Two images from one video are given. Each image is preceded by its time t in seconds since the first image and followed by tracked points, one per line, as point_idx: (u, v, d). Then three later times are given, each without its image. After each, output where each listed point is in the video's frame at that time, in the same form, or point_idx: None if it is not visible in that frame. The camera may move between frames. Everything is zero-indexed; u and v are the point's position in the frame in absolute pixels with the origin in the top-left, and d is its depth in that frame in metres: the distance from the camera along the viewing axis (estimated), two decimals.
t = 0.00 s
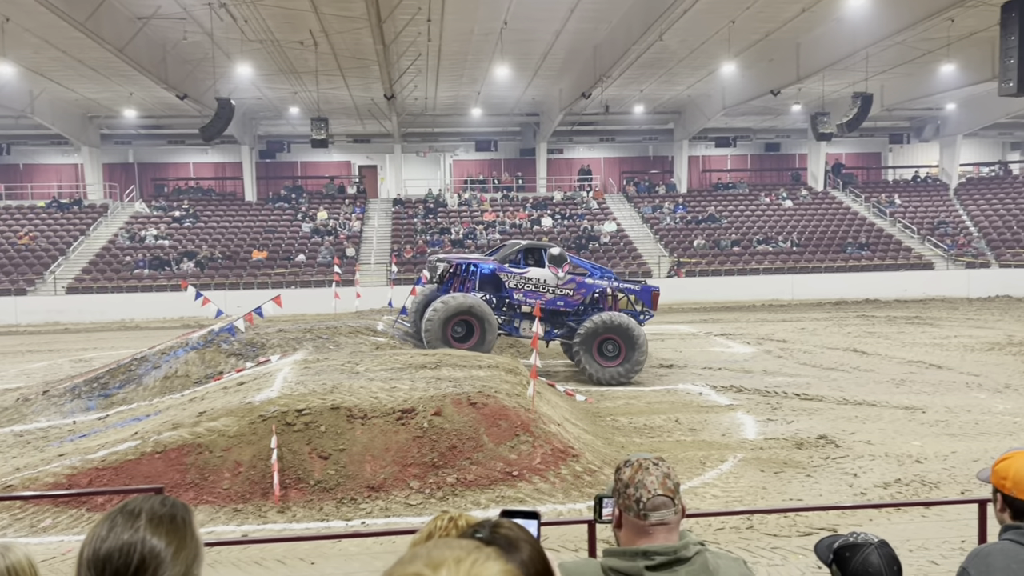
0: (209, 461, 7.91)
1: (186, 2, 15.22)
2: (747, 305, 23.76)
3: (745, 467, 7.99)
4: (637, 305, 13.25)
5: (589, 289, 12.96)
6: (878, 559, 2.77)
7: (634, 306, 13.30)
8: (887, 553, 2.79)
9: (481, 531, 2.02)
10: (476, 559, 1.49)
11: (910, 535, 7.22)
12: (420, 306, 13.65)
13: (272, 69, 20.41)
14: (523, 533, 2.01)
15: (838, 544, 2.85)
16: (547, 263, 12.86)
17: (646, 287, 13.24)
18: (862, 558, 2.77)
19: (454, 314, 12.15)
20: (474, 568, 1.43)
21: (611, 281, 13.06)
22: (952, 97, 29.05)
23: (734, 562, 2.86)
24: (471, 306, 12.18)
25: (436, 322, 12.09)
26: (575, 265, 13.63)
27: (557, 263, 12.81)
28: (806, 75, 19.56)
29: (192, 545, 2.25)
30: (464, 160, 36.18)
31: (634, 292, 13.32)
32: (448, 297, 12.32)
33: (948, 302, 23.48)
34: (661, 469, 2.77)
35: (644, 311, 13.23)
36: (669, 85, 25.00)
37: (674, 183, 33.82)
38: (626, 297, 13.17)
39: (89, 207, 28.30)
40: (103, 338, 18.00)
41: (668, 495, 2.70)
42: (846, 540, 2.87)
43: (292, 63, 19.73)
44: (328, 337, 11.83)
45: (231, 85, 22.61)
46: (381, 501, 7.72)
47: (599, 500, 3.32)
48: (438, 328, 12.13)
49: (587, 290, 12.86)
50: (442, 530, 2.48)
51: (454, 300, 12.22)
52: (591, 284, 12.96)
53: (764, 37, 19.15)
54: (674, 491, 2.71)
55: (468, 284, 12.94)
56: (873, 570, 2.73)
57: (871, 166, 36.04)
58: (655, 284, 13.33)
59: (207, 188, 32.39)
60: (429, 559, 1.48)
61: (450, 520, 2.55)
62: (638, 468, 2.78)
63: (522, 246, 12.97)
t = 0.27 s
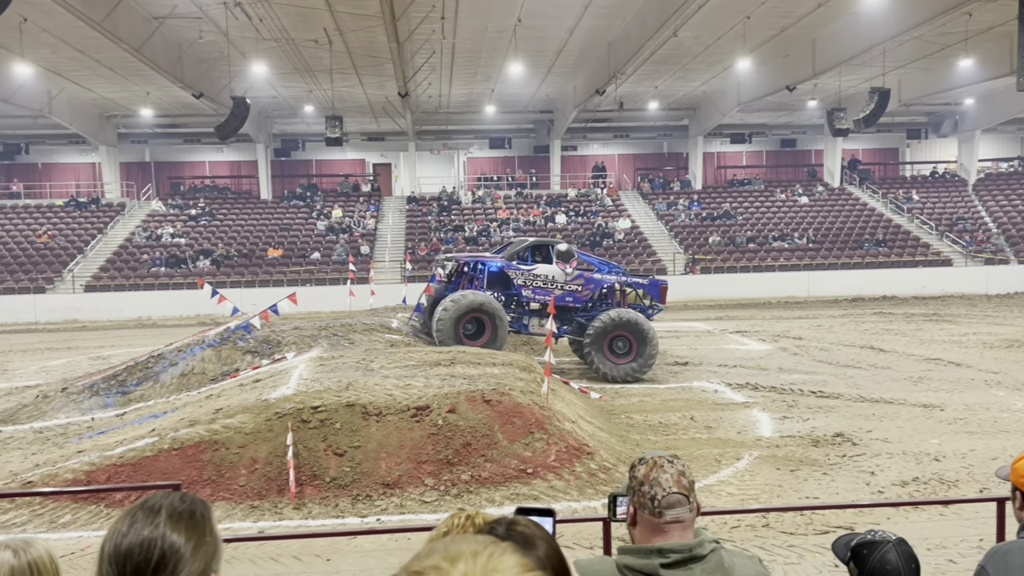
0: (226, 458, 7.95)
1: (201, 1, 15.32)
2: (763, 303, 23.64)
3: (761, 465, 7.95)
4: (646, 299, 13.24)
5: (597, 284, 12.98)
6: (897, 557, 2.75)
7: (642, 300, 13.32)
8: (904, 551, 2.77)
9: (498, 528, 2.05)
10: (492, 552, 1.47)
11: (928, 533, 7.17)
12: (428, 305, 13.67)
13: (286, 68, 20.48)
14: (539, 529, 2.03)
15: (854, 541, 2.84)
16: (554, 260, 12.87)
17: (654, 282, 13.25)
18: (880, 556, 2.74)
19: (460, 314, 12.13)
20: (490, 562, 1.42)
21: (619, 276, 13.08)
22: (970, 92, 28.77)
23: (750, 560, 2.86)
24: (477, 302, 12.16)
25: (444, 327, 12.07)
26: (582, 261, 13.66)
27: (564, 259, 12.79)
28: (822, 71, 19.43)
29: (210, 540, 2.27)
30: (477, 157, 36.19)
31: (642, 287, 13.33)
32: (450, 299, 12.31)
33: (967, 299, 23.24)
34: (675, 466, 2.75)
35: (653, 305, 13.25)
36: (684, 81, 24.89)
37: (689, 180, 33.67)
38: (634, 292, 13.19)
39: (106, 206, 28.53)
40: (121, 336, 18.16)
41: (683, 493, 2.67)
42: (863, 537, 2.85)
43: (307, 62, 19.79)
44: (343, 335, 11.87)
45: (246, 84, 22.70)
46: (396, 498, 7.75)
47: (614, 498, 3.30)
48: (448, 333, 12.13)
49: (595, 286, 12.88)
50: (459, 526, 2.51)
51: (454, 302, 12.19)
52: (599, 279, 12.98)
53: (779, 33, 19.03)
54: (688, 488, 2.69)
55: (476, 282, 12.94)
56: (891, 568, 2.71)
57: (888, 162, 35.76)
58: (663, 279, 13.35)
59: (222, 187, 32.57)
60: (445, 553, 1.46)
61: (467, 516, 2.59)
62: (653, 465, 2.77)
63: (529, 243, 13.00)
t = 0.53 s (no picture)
0: (234, 456, 7.98)
1: (209, 1, 15.38)
2: (772, 300, 23.59)
3: (770, 463, 7.94)
4: (658, 299, 13.25)
5: (609, 284, 12.98)
6: (908, 555, 2.75)
7: (655, 300, 13.34)
8: (913, 549, 2.77)
9: (506, 526, 2.06)
10: (498, 549, 1.46)
11: (938, 532, 7.14)
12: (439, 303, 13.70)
13: (294, 66, 20.53)
14: (547, 528, 2.03)
15: (863, 539, 2.83)
16: (567, 259, 12.82)
17: (666, 282, 13.28)
18: (889, 555, 2.74)
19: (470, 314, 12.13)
20: (497, 557, 1.41)
21: (632, 276, 13.07)
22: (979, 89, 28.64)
23: (757, 558, 2.86)
24: (485, 299, 12.15)
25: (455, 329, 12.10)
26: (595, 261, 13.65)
27: (577, 259, 12.61)
28: (832, 68, 19.35)
29: (220, 539, 2.28)
30: (485, 155, 36.21)
31: (655, 287, 13.35)
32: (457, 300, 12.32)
33: (977, 297, 23.14)
34: (685, 464, 2.75)
35: (665, 305, 13.28)
36: (693, 78, 24.84)
37: (696, 177, 33.60)
38: (647, 291, 13.20)
39: (115, 205, 28.66)
40: (131, 334, 18.25)
41: (690, 491, 2.68)
42: (873, 535, 2.84)
43: (315, 60, 19.81)
44: (352, 333, 11.90)
45: (254, 83, 22.75)
46: (404, 496, 7.76)
47: (622, 495, 3.29)
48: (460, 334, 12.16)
49: (607, 286, 12.88)
50: (467, 524, 2.51)
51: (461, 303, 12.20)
52: (611, 279, 12.97)
53: (788, 30, 18.97)
54: (697, 487, 2.69)
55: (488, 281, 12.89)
56: (900, 566, 2.70)
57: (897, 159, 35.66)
58: (676, 279, 13.37)
59: (230, 185, 32.68)
60: (452, 549, 1.46)
61: (475, 513, 2.60)
62: (660, 464, 2.77)
63: (542, 242, 12.94)
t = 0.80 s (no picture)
0: (237, 455, 7.98)
1: (211, 0, 15.38)
2: (774, 299, 23.58)
3: (772, 462, 7.94)
4: (665, 299, 13.22)
5: (616, 283, 12.99)
6: (909, 554, 2.74)
7: (662, 300, 13.33)
8: (914, 547, 2.76)
9: (506, 526, 2.05)
10: (496, 548, 1.46)
11: (940, 531, 7.14)
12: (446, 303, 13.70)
13: (296, 65, 20.53)
14: (547, 527, 2.01)
15: (865, 537, 2.83)
16: (573, 258, 12.82)
17: (673, 282, 13.26)
18: (890, 553, 2.73)
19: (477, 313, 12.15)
20: (494, 556, 1.41)
21: (639, 275, 13.06)
22: (981, 87, 28.62)
23: (758, 557, 2.85)
24: (496, 299, 12.18)
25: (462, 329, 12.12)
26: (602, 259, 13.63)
27: (584, 259, 12.73)
28: (834, 66, 19.33)
29: (221, 538, 2.28)
30: (487, 155, 36.21)
31: (662, 287, 13.33)
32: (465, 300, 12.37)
33: (979, 295, 23.11)
34: (686, 463, 2.75)
35: (672, 305, 13.26)
36: (695, 77, 24.82)
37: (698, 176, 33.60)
38: (654, 291, 13.18)
39: (117, 204, 28.69)
40: (133, 333, 18.27)
41: (691, 490, 2.68)
42: (874, 534, 2.84)
43: (317, 59, 19.82)
44: (354, 332, 11.90)
45: (256, 82, 22.76)
46: (406, 495, 7.76)
47: (624, 494, 3.28)
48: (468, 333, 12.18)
49: (614, 285, 12.89)
50: (468, 522, 2.51)
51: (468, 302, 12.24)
52: (618, 279, 12.97)
53: (790, 28, 18.96)
54: (698, 486, 2.69)
55: (495, 280, 12.90)
56: (901, 565, 2.69)
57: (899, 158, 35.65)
58: (683, 279, 13.34)
59: (232, 185, 32.70)
60: (450, 547, 1.46)
61: (475, 512, 2.59)
62: (661, 463, 2.77)
63: (548, 241, 12.95)
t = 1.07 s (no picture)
0: (232, 455, 7.97)
1: None
2: (769, 298, 23.61)
3: (767, 461, 7.95)
4: (668, 296, 13.20)
5: (618, 282, 12.97)
6: (902, 552, 2.74)
7: (665, 298, 13.31)
8: (908, 546, 2.75)
9: (501, 525, 2.05)
10: (487, 544, 1.47)
11: (935, 529, 7.15)
12: (450, 306, 13.72)
13: (292, 64, 20.50)
14: (542, 525, 2.02)
15: (858, 536, 2.82)
16: (575, 258, 12.86)
17: (676, 279, 13.24)
18: (884, 551, 2.73)
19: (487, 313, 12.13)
20: (486, 553, 1.41)
21: (641, 274, 13.04)
22: (976, 87, 28.72)
23: (753, 555, 2.86)
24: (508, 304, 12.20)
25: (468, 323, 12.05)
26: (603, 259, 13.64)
27: (585, 258, 12.78)
28: (830, 66, 19.36)
29: (214, 538, 2.27)
30: (483, 154, 36.20)
31: (665, 285, 13.32)
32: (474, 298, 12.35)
33: (974, 295, 23.18)
34: (681, 462, 2.75)
35: (676, 302, 13.23)
36: (691, 76, 24.83)
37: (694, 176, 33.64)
38: (656, 289, 13.16)
39: (113, 204, 28.62)
40: (128, 333, 18.22)
41: (685, 490, 2.67)
42: (868, 533, 2.83)
43: (313, 58, 19.78)
44: (349, 331, 11.88)
45: (251, 81, 22.71)
46: (402, 494, 7.76)
47: (618, 492, 3.27)
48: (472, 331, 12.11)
49: (615, 284, 12.88)
50: (464, 521, 2.50)
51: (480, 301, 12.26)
52: (620, 278, 12.97)
53: (786, 28, 18.99)
54: (692, 485, 2.69)
55: (497, 282, 12.92)
56: (895, 564, 2.68)
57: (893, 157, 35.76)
58: (686, 276, 13.32)
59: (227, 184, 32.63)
60: (442, 545, 1.46)
61: (471, 511, 2.59)
62: (656, 462, 2.77)
63: (549, 242, 12.98)
